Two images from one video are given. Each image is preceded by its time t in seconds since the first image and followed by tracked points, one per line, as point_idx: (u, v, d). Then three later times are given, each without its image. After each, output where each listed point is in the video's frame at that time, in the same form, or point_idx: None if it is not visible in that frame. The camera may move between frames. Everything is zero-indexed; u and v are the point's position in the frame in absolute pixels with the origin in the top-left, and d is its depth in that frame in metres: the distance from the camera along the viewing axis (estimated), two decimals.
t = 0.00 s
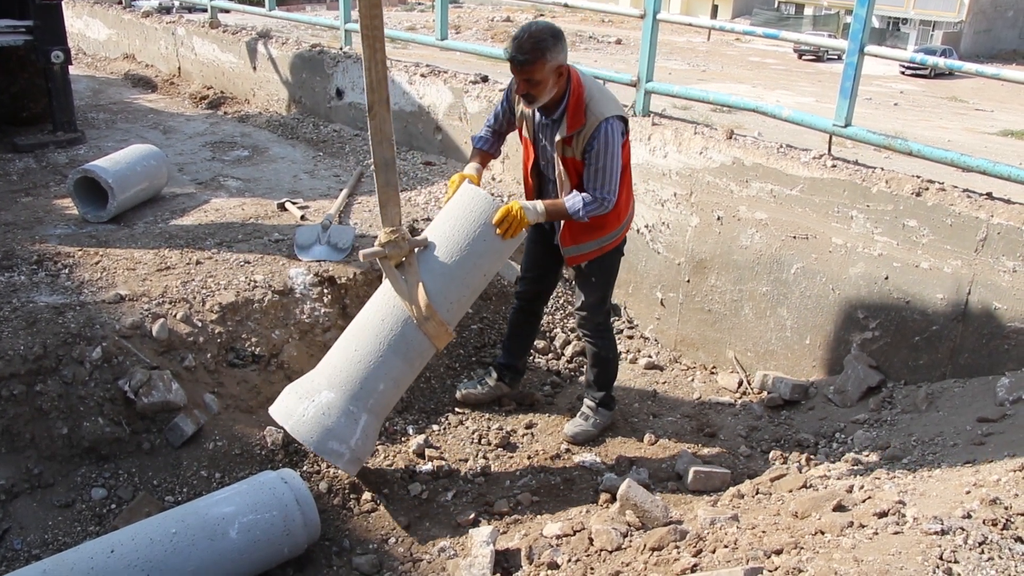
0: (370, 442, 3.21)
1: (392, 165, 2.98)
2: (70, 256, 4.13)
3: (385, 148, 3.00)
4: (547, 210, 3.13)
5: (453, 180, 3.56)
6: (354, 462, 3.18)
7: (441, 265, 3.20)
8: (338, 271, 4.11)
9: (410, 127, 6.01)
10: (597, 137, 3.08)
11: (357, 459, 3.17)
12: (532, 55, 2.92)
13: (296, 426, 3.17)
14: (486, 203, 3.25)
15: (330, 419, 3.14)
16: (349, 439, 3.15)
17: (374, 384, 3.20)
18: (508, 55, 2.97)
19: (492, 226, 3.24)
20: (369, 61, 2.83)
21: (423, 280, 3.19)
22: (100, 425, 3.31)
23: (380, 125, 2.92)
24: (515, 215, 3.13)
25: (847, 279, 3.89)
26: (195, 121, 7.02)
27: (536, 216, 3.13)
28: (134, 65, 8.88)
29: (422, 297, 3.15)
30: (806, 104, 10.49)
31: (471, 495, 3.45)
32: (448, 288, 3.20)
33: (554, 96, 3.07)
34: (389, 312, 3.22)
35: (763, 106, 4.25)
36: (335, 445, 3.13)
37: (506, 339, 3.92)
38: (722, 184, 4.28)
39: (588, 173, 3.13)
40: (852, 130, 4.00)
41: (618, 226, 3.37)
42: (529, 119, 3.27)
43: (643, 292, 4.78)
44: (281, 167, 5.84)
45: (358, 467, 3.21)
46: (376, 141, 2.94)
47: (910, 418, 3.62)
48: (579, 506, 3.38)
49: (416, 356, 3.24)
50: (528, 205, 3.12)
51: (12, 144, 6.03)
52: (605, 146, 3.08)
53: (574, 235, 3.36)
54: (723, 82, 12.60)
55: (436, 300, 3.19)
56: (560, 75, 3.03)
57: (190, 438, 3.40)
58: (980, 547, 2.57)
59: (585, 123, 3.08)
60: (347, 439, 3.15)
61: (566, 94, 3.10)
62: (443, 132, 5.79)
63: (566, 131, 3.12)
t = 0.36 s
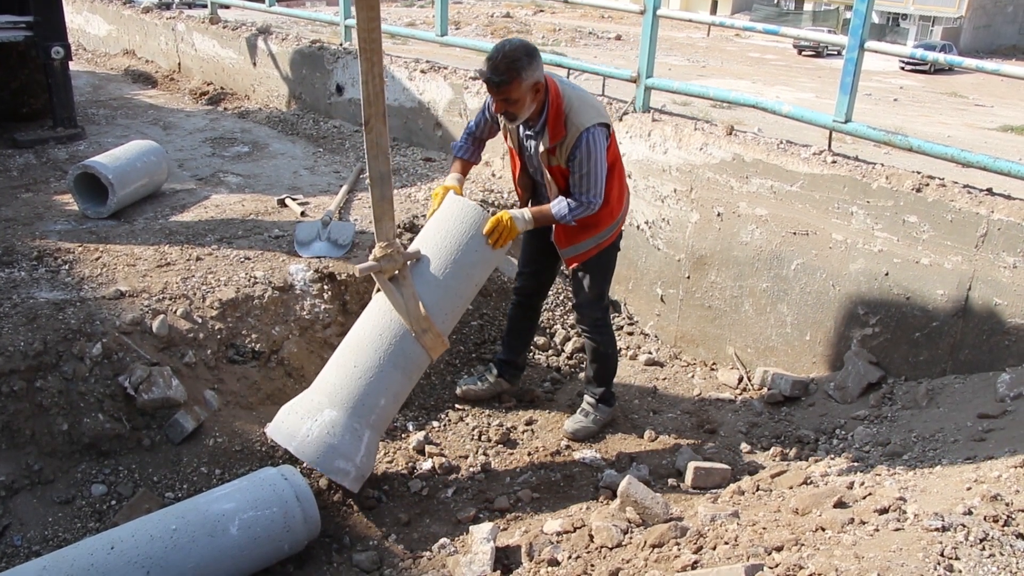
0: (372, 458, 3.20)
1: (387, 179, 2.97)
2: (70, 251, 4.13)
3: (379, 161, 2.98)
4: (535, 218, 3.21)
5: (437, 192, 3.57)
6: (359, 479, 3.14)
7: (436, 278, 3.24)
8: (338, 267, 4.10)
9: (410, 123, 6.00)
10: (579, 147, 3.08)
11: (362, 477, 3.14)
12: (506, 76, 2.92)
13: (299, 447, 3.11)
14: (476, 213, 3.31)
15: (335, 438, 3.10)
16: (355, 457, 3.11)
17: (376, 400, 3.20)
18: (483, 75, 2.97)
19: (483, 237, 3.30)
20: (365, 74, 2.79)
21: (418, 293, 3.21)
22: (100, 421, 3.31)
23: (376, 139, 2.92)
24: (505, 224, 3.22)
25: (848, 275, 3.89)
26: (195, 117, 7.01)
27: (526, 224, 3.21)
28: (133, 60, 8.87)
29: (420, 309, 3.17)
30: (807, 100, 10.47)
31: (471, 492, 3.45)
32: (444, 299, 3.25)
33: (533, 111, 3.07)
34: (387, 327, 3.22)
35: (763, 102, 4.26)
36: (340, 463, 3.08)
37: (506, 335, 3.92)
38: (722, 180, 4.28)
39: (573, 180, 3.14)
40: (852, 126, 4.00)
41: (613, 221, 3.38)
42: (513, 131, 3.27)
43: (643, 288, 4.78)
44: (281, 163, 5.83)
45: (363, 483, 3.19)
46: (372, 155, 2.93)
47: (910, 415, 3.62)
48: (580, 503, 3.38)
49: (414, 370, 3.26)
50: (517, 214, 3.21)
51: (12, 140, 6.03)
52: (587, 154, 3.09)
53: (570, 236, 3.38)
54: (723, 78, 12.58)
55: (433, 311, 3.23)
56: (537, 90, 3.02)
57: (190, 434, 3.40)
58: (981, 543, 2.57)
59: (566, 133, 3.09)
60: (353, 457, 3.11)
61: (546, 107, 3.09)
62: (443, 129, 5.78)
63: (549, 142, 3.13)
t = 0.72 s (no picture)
0: (370, 472, 3.19)
1: (383, 193, 2.99)
2: (70, 254, 4.13)
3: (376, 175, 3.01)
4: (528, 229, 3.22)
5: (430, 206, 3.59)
6: (357, 494, 3.12)
7: (432, 292, 3.28)
8: (338, 269, 4.10)
9: (410, 124, 6.00)
10: (573, 152, 3.09)
11: (361, 491, 3.12)
12: (496, 83, 2.91)
13: (297, 461, 3.07)
14: (470, 227, 3.35)
15: (334, 452, 3.08)
16: (353, 471, 3.10)
17: (374, 414, 3.19)
18: (474, 83, 2.97)
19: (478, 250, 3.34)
20: (364, 88, 2.78)
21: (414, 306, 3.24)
22: (101, 423, 3.31)
23: (374, 153, 2.92)
24: (499, 237, 3.24)
25: (848, 275, 3.89)
26: (195, 119, 7.01)
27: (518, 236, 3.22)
28: (133, 63, 8.87)
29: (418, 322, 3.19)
30: (807, 100, 10.46)
31: (472, 493, 3.44)
32: (439, 313, 3.28)
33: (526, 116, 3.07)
34: (383, 341, 3.21)
35: (763, 102, 4.25)
36: (340, 478, 3.06)
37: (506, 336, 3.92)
38: (722, 181, 4.28)
39: (567, 184, 3.15)
40: (852, 126, 4.00)
41: (612, 224, 3.37)
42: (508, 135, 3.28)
43: (643, 289, 4.78)
44: (280, 165, 5.83)
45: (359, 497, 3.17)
46: (370, 169, 2.93)
47: (911, 415, 3.62)
48: (581, 504, 3.37)
49: (411, 384, 3.26)
50: (510, 227, 3.23)
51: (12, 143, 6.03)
52: (580, 159, 3.09)
53: (569, 239, 3.38)
54: (722, 79, 12.58)
55: (429, 324, 3.26)
56: (530, 96, 3.02)
57: (191, 437, 3.40)
58: (984, 543, 2.57)
59: (559, 138, 3.09)
60: (351, 472, 3.09)
61: (538, 112, 3.09)
62: (443, 130, 5.78)
63: (542, 148, 3.13)
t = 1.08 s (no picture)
0: (370, 476, 3.19)
1: (391, 202, 2.96)
2: (71, 256, 4.13)
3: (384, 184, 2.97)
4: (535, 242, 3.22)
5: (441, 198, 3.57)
6: (356, 498, 3.12)
7: (438, 300, 3.32)
8: (339, 270, 4.10)
9: (411, 125, 6.00)
10: (582, 163, 3.10)
11: (361, 495, 3.11)
12: (515, 90, 2.91)
13: (298, 462, 3.06)
14: (477, 238, 3.46)
15: (336, 454, 3.08)
16: (354, 475, 3.09)
17: (377, 418, 3.20)
18: (491, 88, 2.96)
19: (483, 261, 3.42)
20: (369, 98, 2.77)
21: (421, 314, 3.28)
22: (102, 425, 3.31)
23: (379, 162, 2.89)
24: (506, 252, 3.22)
25: (849, 276, 3.89)
26: (195, 120, 7.01)
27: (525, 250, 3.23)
28: (132, 64, 8.87)
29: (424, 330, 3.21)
30: (806, 100, 10.46)
31: (473, 494, 3.45)
32: (444, 321, 3.32)
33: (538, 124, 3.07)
34: (388, 346, 3.25)
35: (763, 103, 4.24)
36: (340, 481, 3.06)
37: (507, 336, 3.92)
38: (722, 181, 4.28)
39: (574, 192, 3.16)
40: (852, 127, 4.00)
41: (613, 226, 3.39)
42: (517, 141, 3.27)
43: (643, 290, 4.78)
44: (280, 166, 5.83)
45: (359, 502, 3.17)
46: (375, 178, 2.91)
47: (912, 415, 3.62)
48: (582, 505, 3.37)
49: (415, 391, 3.29)
50: (517, 242, 3.22)
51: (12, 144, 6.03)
52: (589, 169, 3.11)
53: (571, 242, 3.40)
54: (722, 79, 12.58)
55: (434, 333, 3.29)
56: (545, 104, 3.02)
57: (191, 438, 3.40)
58: (985, 543, 2.57)
59: (569, 148, 3.10)
60: (352, 475, 3.09)
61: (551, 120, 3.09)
62: (443, 131, 5.78)
63: (552, 155, 3.13)
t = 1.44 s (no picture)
0: (370, 479, 3.18)
1: (392, 208, 2.96)
2: (70, 256, 4.13)
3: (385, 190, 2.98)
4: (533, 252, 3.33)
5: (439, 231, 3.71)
6: (355, 499, 3.11)
7: (442, 305, 3.31)
8: (339, 270, 4.10)
9: (410, 125, 5.99)
10: (583, 193, 3.15)
11: (360, 497, 3.11)
12: (525, 128, 2.91)
13: (298, 462, 3.06)
14: (479, 245, 3.43)
15: (336, 455, 3.08)
16: (354, 476, 3.09)
17: (378, 421, 3.19)
18: (500, 122, 2.95)
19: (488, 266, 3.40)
20: (369, 106, 2.77)
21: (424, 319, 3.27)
22: (102, 425, 3.30)
23: (381, 168, 2.89)
24: (505, 259, 3.35)
25: (849, 275, 3.89)
26: (194, 120, 7.01)
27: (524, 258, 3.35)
28: (132, 64, 8.87)
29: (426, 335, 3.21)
30: (805, 100, 10.44)
31: (473, 494, 3.45)
32: (448, 326, 3.31)
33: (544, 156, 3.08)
34: (391, 351, 3.25)
35: (763, 102, 4.23)
36: (340, 481, 3.06)
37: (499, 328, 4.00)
38: (722, 181, 4.27)
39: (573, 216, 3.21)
40: (852, 126, 3.99)
41: (616, 228, 3.40)
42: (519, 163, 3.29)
43: (643, 289, 4.78)
44: (280, 166, 5.83)
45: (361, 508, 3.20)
46: (376, 184, 2.91)
47: (912, 414, 3.62)
48: (582, 504, 3.37)
49: (417, 395, 3.29)
50: (516, 250, 3.34)
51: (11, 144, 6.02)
52: (589, 198, 3.16)
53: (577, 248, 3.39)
54: (721, 79, 12.57)
55: (438, 338, 3.28)
56: (551, 138, 3.03)
57: (191, 438, 3.40)
58: (985, 543, 2.57)
59: (571, 178, 3.15)
60: (352, 476, 3.09)
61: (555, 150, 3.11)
62: (443, 131, 5.78)
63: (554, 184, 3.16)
